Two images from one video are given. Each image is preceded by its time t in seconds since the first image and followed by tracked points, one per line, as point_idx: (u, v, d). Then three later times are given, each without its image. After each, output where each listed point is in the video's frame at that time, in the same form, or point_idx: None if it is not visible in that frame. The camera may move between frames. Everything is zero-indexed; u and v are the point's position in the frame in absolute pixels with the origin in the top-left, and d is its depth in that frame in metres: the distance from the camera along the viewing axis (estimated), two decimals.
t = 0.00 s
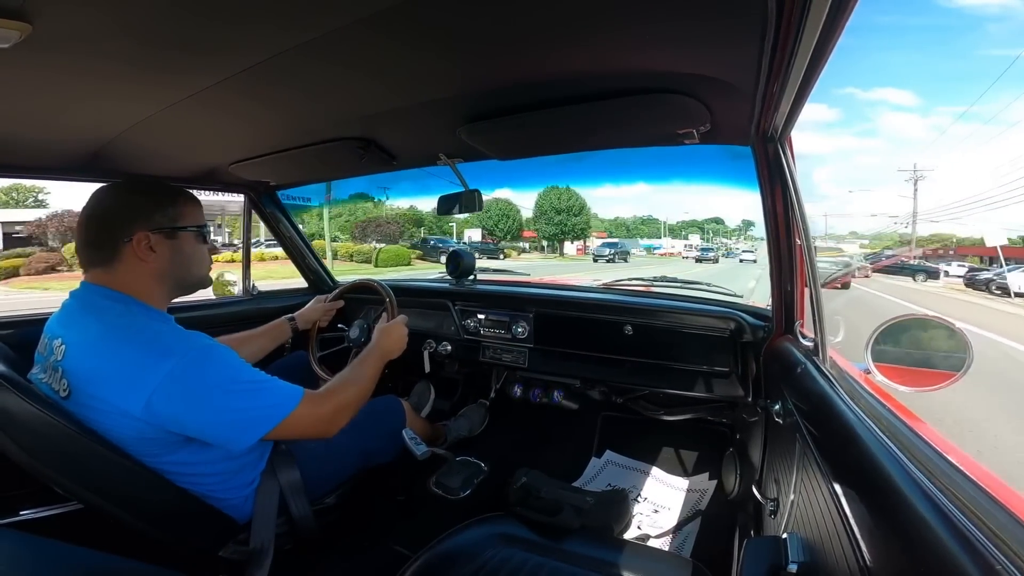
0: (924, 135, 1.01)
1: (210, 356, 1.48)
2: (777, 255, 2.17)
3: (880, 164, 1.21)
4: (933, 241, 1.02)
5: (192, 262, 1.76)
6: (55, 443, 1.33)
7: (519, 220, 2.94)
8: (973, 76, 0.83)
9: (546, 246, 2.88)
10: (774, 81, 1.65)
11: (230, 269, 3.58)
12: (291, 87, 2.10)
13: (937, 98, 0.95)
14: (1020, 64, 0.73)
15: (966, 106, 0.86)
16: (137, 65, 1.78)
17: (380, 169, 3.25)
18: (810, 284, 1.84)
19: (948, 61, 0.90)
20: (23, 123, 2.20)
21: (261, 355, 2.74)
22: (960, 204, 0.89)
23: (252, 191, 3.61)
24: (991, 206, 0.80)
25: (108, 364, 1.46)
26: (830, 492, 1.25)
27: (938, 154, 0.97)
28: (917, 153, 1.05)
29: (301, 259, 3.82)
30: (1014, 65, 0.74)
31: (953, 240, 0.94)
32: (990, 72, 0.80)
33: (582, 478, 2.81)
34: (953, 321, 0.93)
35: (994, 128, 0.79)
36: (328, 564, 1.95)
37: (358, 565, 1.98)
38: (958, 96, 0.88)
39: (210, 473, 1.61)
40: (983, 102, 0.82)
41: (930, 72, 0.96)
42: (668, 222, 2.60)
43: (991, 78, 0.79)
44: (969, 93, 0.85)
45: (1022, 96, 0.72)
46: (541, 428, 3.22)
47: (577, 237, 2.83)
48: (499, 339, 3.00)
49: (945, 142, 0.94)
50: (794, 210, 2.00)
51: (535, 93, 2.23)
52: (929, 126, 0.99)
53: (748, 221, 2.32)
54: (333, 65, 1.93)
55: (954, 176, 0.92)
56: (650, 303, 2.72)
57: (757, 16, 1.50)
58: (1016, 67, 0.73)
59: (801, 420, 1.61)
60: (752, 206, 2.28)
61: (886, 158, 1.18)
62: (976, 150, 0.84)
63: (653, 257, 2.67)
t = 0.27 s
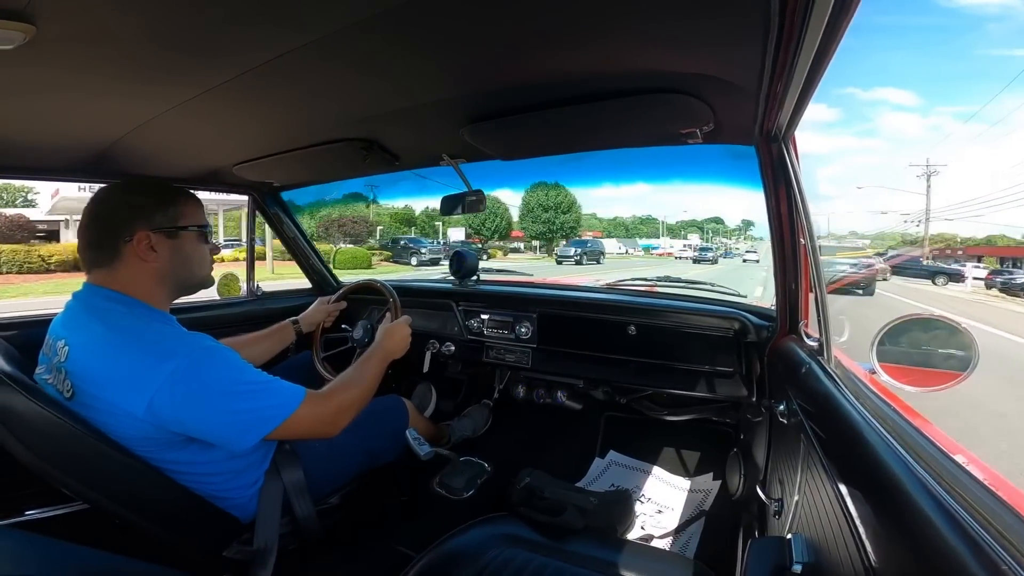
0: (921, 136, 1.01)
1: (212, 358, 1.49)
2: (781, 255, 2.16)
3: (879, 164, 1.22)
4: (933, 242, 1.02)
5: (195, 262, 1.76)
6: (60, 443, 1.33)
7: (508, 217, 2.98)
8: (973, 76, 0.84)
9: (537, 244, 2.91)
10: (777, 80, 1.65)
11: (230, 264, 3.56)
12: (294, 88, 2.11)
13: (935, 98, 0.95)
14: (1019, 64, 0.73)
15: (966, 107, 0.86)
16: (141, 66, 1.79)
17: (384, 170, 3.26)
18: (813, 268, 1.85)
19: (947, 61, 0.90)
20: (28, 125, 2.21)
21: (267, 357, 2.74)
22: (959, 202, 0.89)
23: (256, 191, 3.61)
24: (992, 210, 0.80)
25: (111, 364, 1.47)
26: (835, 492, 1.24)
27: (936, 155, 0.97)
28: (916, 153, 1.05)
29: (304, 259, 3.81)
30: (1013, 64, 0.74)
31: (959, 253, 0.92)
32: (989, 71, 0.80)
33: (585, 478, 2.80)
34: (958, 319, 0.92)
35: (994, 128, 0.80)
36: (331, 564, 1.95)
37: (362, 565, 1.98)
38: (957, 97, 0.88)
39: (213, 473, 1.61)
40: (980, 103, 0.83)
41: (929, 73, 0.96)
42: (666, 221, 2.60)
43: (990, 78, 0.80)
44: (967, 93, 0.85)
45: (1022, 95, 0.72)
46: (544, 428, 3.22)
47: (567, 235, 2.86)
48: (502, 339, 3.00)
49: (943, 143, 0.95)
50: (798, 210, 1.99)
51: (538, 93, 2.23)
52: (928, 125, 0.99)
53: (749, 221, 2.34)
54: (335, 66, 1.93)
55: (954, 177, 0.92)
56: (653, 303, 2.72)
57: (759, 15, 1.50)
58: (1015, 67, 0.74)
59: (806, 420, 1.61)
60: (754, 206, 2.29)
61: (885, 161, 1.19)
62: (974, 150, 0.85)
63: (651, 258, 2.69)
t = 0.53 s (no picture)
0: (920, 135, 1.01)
1: (215, 359, 1.49)
2: (784, 255, 2.15)
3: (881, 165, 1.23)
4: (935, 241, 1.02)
5: (197, 263, 1.77)
6: (64, 443, 1.34)
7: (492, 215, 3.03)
8: (972, 75, 0.84)
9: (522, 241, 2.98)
10: (780, 79, 1.64)
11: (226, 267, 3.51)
12: (297, 89, 2.11)
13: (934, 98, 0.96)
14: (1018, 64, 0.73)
15: (965, 107, 0.86)
16: (145, 67, 1.80)
17: (387, 171, 3.26)
18: (816, 267, 1.84)
19: (947, 60, 0.90)
20: (33, 126, 2.22)
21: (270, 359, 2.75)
22: (959, 201, 0.90)
23: (260, 192, 3.62)
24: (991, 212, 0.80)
25: (116, 366, 1.48)
26: (839, 494, 1.24)
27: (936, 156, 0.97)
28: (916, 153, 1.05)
29: (307, 259, 3.84)
30: (1013, 65, 0.74)
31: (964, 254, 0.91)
32: (988, 71, 0.80)
33: (588, 479, 2.80)
34: (965, 321, 0.91)
35: (991, 129, 0.80)
36: (334, 564, 1.95)
37: (365, 565, 1.99)
38: (956, 96, 0.89)
39: (217, 474, 1.61)
40: (978, 103, 0.83)
41: (929, 73, 0.97)
42: (665, 221, 2.61)
43: (988, 78, 0.80)
44: (966, 93, 0.85)
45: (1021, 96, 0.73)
46: (547, 429, 3.22)
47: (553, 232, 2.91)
48: (505, 340, 3.00)
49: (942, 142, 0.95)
50: (801, 210, 1.99)
51: (541, 94, 2.23)
52: (928, 126, 0.99)
53: (748, 221, 2.35)
54: (338, 67, 1.93)
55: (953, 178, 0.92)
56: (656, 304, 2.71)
57: (761, 15, 1.50)
58: (1013, 67, 0.74)
59: (810, 421, 1.60)
60: (755, 205, 2.30)
61: (886, 162, 1.20)
62: (975, 152, 0.85)
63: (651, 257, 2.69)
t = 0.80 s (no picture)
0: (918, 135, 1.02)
1: (214, 361, 1.50)
2: (788, 255, 2.15)
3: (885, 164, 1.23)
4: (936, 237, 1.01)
5: (194, 263, 1.77)
6: (68, 443, 1.34)
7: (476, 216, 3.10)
8: (972, 74, 0.84)
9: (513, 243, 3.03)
10: (783, 79, 1.64)
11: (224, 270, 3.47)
12: (300, 89, 2.11)
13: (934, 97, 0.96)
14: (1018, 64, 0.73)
15: (964, 108, 0.86)
16: (149, 68, 1.80)
17: (390, 170, 3.26)
18: (820, 264, 1.83)
19: (947, 59, 0.90)
20: (38, 127, 2.23)
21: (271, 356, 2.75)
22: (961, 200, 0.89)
23: (263, 192, 3.63)
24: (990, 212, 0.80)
25: (116, 367, 1.48)
26: (843, 495, 1.23)
27: (935, 155, 0.97)
28: (915, 153, 1.05)
29: (311, 258, 3.85)
30: (1012, 63, 0.74)
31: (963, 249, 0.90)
32: (987, 70, 0.80)
33: (591, 479, 2.80)
34: (968, 319, 0.91)
35: (988, 127, 0.80)
36: (337, 563, 1.95)
37: (367, 565, 1.99)
38: (955, 95, 0.88)
39: (217, 474, 1.62)
40: (975, 102, 0.83)
41: (927, 72, 0.97)
42: (664, 220, 2.68)
43: (987, 77, 0.80)
44: (968, 93, 0.84)
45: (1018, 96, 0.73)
46: (550, 428, 3.22)
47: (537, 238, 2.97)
48: (508, 340, 3.00)
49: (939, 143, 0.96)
50: (805, 209, 1.98)
51: (544, 93, 2.22)
52: (927, 125, 0.99)
53: (747, 220, 2.38)
54: (341, 67, 1.93)
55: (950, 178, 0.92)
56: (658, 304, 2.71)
57: (763, 14, 1.49)
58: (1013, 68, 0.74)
59: (813, 421, 1.59)
60: (758, 205, 2.30)
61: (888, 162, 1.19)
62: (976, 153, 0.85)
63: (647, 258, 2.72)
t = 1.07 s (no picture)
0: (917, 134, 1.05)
1: (215, 360, 1.50)
2: (794, 256, 2.13)
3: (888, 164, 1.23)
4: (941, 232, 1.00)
5: (193, 262, 1.78)
6: (73, 442, 1.35)
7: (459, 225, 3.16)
8: (969, 74, 0.88)
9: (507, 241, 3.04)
10: (789, 79, 1.63)
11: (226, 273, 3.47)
12: (306, 90, 2.12)
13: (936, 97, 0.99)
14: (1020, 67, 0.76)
15: (962, 107, 0.91)
16: (155, 69, 1.81)
17: (395, 171, 3.27)
18: (825, 266, 1.83)
19: (949, 59, 0.93)
20: (46, 127, 2.25)
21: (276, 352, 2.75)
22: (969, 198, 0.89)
23: (269, 193, 3.64)
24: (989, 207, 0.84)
25: (118, 367, 1.49)
26: (848, 495, 1.22)
27: (936, 153, 1.00)
28: (921, 153, 1.05)
29: (316, 259, 3.85)
30: (1010, 63, 0.78)
31: (971, 250, 0.89)
32: (984, 70, 0.84)
33: (595, 479, 2.79)
34: (976, 324, 0.90)
35: (986, 127, 0.85)
36: (340, 563, 1.96)
37: (371, 565, 1.99)
38: (958, 96, 0.92)
39: (220, 475, 1.62)
40: (974, 102, 0.87)
41: (929, 73, 1.00)
42: (661, 220, 2.67)
43: (983, 78, 0.85)
44: (970, 93, 0.88)
45: (1013, 94, 0.78)
46: (554, 430, 3.22)
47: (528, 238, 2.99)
48: (512, 340, 3.00)
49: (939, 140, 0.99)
50: (811, 210, 1.97)
51: (548, 94, 2.22)
52: (926, 125, 1.02)
53: (746, 220, 2.39)
54: (346, 68, 1.94)
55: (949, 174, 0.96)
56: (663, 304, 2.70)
57: (769, 14, 1.49)
58: (1012, 70, 0.78)
59: (819, 422, 1.59)
60: (758, 206, 2.31)
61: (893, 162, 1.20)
62: (977, 151, 0.87)
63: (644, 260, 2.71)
